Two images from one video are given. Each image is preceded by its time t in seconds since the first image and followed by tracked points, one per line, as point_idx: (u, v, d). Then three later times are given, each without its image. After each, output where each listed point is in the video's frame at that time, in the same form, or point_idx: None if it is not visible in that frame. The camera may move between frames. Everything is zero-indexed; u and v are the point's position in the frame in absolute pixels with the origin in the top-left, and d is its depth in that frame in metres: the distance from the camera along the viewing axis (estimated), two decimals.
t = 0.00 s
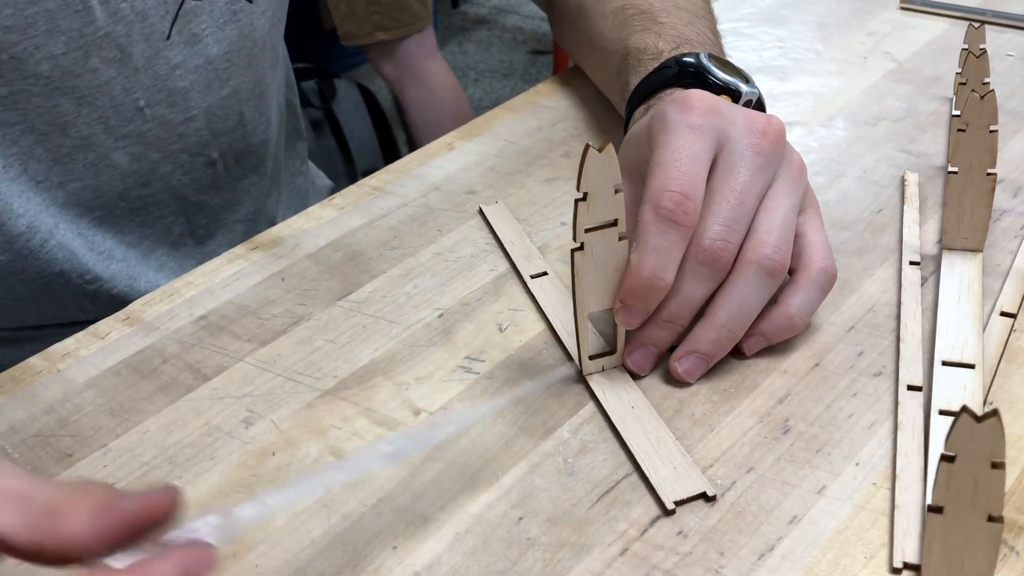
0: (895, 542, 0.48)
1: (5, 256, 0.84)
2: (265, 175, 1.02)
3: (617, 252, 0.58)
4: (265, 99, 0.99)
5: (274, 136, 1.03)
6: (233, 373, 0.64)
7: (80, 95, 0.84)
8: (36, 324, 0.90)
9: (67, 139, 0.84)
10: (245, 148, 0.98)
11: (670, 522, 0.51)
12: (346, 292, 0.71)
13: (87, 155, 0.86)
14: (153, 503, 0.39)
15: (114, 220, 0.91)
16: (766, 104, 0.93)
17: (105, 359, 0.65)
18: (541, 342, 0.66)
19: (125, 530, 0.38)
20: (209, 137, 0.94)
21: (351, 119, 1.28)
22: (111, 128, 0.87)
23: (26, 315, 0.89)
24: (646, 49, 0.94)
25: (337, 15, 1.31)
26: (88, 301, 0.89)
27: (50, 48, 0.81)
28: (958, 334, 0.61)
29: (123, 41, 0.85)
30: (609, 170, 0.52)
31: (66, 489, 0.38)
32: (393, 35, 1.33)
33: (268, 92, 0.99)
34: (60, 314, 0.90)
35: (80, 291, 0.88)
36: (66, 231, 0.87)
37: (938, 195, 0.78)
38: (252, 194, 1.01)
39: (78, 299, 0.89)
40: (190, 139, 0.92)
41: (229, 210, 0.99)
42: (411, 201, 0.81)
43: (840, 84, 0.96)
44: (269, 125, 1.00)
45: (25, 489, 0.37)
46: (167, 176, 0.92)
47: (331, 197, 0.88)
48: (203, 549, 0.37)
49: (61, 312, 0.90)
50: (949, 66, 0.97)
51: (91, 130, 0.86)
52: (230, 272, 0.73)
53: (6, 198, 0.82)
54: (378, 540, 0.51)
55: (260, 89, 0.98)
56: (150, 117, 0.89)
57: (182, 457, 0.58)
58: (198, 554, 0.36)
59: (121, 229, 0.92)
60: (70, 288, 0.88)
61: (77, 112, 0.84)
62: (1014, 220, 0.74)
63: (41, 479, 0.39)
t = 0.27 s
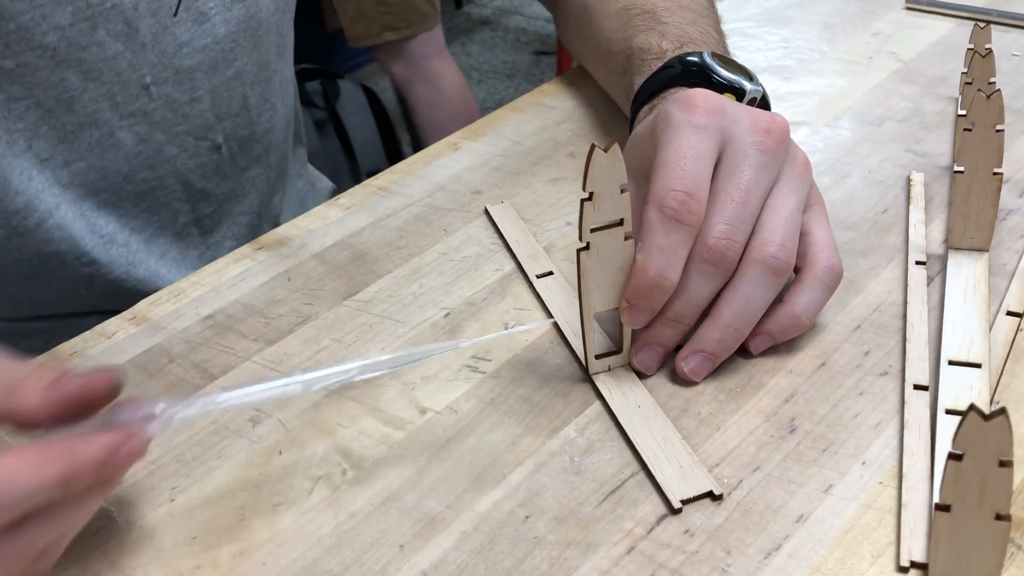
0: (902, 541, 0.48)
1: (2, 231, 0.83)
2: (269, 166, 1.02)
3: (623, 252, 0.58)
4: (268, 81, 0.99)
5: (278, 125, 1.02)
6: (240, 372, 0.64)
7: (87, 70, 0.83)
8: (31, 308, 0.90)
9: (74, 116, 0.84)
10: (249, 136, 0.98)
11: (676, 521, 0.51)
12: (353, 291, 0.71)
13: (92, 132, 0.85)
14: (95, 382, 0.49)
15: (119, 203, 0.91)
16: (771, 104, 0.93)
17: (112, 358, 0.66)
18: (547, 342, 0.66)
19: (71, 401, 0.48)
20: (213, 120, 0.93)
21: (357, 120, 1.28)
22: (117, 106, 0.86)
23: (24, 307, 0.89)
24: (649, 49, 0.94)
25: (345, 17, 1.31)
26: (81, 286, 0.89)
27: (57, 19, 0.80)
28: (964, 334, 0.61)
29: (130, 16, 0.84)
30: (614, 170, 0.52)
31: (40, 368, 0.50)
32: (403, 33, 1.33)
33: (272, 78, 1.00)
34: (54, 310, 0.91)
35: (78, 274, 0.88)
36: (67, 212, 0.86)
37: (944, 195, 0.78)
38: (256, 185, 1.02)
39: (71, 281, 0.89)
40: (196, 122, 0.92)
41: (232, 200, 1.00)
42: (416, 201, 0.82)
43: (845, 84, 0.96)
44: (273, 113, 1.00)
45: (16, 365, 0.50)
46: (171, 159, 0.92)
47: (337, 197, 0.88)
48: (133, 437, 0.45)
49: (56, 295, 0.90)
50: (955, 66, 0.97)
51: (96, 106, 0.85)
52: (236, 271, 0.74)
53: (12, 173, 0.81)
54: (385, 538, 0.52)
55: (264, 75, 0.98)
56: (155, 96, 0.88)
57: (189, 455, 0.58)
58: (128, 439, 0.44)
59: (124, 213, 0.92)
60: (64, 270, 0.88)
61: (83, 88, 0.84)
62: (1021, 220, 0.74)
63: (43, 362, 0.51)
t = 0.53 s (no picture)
0: (906, 543, 0.48)
1: (27, 194, 0.80)
2: (303, 141, 0.98)
3: (626, 253, 0.58)
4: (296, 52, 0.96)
5: (308, 98, 0.99)
6: (245, 373, 0.64)
7: (114, 35, 0.79)
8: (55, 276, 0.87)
9: (102, 82, 0.80)
10: (279, 110, 0.94)
11: (680, 522, 0.51)
12: (357, 292, 0.72)
13: (120, 98, 0.82)
14: (185, 314, 0.56)
15: (148, 170, 0.87)
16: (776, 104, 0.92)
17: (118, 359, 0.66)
18: (551, 343, 0.66)
19: (161, 326, 0.55)
20: (241, 91, 0.90)
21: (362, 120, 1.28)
22: (144, 71, 0.82)
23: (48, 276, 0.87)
24: (654, 49, 0.94)
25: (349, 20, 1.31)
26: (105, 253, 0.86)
27: None
28: (969, 335, 0.60)
29: None
30: (617, 170, 0.52)
31: (147, 295, 0.58)
32: (406, 36, 1.34)
33: (299, 52, 0.96)
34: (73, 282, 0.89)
35: (101, 240, 0.85)
36: (96, 176, 0.83)
37: (949, 195, 0.78)
38: (289, 160, 0.97)
39: (95, 247, 0.86)
40: (224, 92, 0.88)
41: (263, 175, 0.96)
42: (421, 202, 0.82)
43: (851, 84, 0.96)
44: (302, 88, 0.97)
45: (125, 287, 0.58)
46: (200, 128, 0.88)
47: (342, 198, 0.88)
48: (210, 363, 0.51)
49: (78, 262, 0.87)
50: (960, 66, 0.97)
51: (125, 72, 0.81)
52: (242, 272, 0.74)
53: (37, 136, 0.78)
54: (389, 538, 0.52)
55: (290, 48, 0.95)
56: (182, 63, 0.84)
57: (194, 456, 0.58)
58: (204, 364, 0.51)
59: (154, 180, 0.88)
60: (87, 236, 0.85)
61: (112, 53, 0.79)
62: None
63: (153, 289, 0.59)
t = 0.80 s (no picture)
0: (913, 542, 0.48)
1: (58, 168, 0.81)
2: (326, 124, 1.01)
3: (634, 254, 0.58)
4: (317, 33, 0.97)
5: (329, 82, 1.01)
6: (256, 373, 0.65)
7: (147, 12, 0.79)
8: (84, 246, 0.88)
9: (137, 59, 0.80)
10: (309, 91, 0.96)
11: (688, 521, 0.52)
12: (367, 293, 0.72)
13: (156, 75, 0.82)
14: (225, 317, 0.58)
15: (183, 150, 0.88)
16: (783, 105, 0.93)
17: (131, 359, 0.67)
18: (559, 343, 0.67)
19: (201, 327, 0.58)
20: (272, 70, 0.90)
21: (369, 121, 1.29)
22: (174, 47, 0.82)
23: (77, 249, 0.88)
24: (661, 50, 0.94)
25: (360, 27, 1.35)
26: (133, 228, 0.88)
27: None
28: (976, 335, 0.61)
29: None
30: (627, 173, 0.53)
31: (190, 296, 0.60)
32: (415, 42, 1.36)
33: (323, 33, 0.98)
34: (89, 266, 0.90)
35: (129, 214, 0.87)
36: (128, 153, 0.84)
37: (957, 196, 0.78)
38: (319, 146, 1.00)
39: (122, 221, 0.87)
40: (255, 70, 0.88)
41: (296, 156, 0.97)
42: (430, 203, 0.82)
43: (858, 85, 0.96)
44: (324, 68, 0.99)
45: (168, 288, 0.60)
46: (233, 107, 0.88)
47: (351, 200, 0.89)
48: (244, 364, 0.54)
49: (107, 235, 0.88)
50: (968, 67, 0.97)
51: (158, 50, 0.81)
52: (253, 273, 0.75)
53: (70, 111, 0.79)
54: (400, 536, 0.52)
55: (317, 29, 0.97)
56: (211, 40, 0.84)
57: (206, 455, 0.59)
58: (239, 365, 0.54)
59: (190, 159, 0.88)
60: (115, 210, 0.86)
61: (145, 29, 0.79)
62: None
63: (195, 292, 0.61)
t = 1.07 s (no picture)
0: (918, 544, 0.48)
1: (65, 157, 0.81)
2: (333, 118, 1.01)
3: (638, 254, 0.58)
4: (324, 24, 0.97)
5: (337, 76, 1.01)
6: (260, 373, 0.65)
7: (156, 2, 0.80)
8: (90, 235, 0.89)
9: (146, 50, 0.80)
10: (316, 84, 0.97)
11: (691, 523, 0.51)
12: (371, 293, 0.72)
13: (164, 67, 0.82)
14: (230, 312, 0.58)
15: (191, 142, 0.87)
16: (788, 105, 0.92)
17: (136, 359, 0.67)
18: (563, 344, 0.67)
19: (206, 322, 0.58)
20: (277, 63, 0.91)
21: (374, 121, 1.29)
22: (182, 38, 0.82)
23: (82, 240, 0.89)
24: (665, 50, 0.94)
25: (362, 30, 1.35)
26: (138, 218, 0.88)
27: None
28: (982, 336, 0.60)
29: None
30: (630, 174, 0.53)
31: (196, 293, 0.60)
32: (416, 47, 1.35)
33: (331, 27, 0.98)
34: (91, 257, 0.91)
35: (134, 204, 0.87)
36: (137, 145, 0.84)
37: (963, 197, 0.78)
38: (326, 139, 1.00)
39: (127, 212, 0.88)
40: (259, 61, 0.89)
41: (299, 148, 0.98)
42: (433, 203, 0.82)
43: (863, 85, 0.95)
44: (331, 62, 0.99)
45: (175, 285, 0.60)
46: (239, 99, 0.88)
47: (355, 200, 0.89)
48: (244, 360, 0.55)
49: (112, 226, 0.88)
50: (974, 67, 0.97)
51: (166, 40, 0.81)
52: (257, 273, 0.75)
53: (78, 101, 0.79)
54: (403, 537, 0.52)
55: (325, 22, 0.97)
56: (216, 31, 0.85)
57: (209, 455, 0.59)
58: (240, 360, 0.54)
59: (198, 153, 0.88)
60: (120, 200, 0.87)
61: (153, 19, 0.80)
62: None
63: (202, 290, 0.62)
